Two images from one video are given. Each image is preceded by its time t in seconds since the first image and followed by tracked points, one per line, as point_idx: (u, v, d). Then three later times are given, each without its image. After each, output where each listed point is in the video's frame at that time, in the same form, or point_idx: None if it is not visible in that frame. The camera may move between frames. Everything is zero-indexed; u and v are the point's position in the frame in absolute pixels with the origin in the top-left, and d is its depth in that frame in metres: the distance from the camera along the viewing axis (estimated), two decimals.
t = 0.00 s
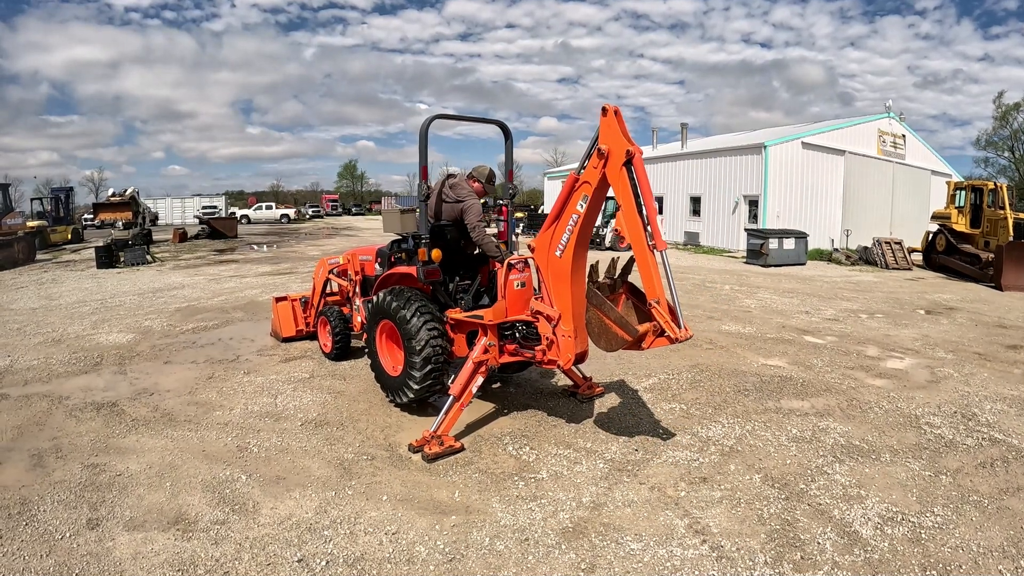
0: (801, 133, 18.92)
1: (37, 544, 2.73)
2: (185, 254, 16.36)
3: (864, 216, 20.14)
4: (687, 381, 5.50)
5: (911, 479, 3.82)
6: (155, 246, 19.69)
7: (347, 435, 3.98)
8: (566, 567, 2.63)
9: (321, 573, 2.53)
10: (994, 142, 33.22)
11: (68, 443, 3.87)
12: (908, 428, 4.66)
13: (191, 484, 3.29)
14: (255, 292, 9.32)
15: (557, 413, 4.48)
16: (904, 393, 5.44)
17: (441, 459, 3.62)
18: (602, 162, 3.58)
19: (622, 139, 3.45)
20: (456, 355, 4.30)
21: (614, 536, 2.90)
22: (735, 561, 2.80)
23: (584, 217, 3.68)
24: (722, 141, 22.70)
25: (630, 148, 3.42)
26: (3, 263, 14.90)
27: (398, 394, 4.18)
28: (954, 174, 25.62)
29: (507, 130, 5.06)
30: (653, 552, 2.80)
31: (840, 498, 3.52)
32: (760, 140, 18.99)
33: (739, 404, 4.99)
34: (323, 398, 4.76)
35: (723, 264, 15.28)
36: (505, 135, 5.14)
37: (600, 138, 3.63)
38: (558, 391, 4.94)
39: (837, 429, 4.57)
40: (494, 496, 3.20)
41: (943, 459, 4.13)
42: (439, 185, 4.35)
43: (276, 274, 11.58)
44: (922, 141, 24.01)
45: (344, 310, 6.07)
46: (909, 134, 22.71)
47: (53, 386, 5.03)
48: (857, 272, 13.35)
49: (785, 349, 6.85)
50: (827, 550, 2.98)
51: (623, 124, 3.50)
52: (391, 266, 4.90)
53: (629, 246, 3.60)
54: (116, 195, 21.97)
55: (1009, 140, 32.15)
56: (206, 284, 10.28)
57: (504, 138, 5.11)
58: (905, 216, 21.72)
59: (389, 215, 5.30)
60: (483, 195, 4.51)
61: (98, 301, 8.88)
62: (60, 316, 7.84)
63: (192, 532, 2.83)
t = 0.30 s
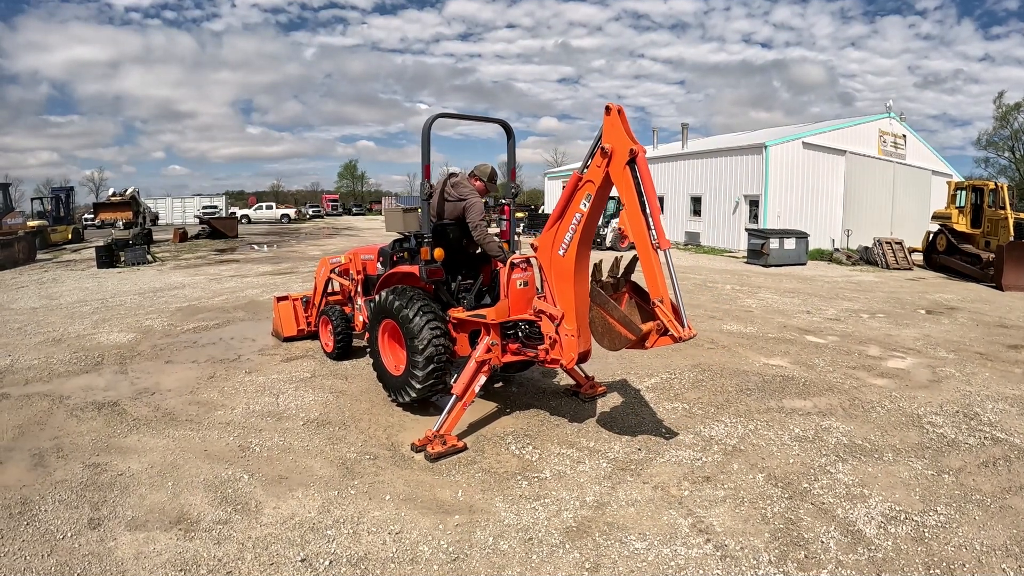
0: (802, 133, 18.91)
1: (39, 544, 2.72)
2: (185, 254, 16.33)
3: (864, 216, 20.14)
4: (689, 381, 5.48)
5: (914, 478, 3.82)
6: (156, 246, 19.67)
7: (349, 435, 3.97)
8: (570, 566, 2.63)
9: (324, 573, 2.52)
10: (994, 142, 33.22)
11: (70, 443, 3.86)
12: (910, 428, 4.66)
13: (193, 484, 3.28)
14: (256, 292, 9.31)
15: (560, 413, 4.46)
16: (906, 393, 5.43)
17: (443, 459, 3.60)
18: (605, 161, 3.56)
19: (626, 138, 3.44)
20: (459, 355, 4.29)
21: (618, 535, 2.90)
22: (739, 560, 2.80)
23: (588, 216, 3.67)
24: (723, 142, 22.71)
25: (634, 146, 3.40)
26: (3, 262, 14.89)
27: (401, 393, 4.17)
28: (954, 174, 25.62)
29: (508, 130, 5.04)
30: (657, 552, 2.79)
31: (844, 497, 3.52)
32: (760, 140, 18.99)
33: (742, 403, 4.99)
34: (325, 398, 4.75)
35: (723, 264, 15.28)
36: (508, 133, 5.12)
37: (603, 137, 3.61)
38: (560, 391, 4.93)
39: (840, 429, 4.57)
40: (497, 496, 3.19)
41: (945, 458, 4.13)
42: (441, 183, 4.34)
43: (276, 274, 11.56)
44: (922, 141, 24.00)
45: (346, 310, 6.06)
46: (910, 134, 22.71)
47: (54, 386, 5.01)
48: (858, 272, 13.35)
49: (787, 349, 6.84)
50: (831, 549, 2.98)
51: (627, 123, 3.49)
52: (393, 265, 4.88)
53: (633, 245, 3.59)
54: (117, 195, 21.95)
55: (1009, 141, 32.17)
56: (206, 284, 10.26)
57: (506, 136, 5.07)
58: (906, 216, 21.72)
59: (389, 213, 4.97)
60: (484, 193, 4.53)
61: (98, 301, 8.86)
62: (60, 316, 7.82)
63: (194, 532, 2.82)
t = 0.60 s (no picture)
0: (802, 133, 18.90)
1: (40, 544, 2.73)
2: (186, 254, 16.35)
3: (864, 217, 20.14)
4: (689, 381, 5.49)
5: (915, 478, 3.83)
6: (157, 246, 19.67)
7: (350, 435, 3.97)
8: (572, 566, 2.62)
9: (326, 573, 2.52)
10: (994, 142, 33.22)
11: (71, 443, 3.86)
12: (911, 428, 4.66)
13: (194, 483, 3.28)
14: (256, 292, 9.31)
15: (561, 413, 4.47)
16: (907, 393, 5.43)
17: (445, 459, 3.61)
18: (606, 161, 3.56)
19: (627, 139, 3.44)
20: (460, 355, 4.29)
21: (619, 535, 2.89)
22: (741, 560, 2.80)
23: (589, 217, 3.68)
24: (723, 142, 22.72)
25: (635, 147, 3.41)
26: (4, 262, 14.90)
27: (402, 393, 4.17)
28: (955, 174, 25.61)
29: (509, 130, 5.03)
30: (659, 552, 2.79)
31: (845, 497, 3.52)
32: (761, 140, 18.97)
33: (742, 403, 5.00)
34: (325, 398, 4.76)
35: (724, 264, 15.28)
36: (510, 134, 5.10)
37: (605, 138, 3.61)
38: (561, 391, 4.94)
39: (841, 429, 4.58)
40: (499, 496, 3.19)
41: (946, 458, 4.13)
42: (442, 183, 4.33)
43: (277, 274, 11.56)
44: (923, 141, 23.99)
45: (347, 310, 6.07)
46: (910, 134, 22.70)
47: (55, 386, 5.02)
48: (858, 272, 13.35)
49: (787, 349, 6.85)
50: (832, 548, 2.99)
51: (628, 124, 3.49)
52: (395, 266, 4.88)
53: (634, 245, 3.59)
54: (117, 195, 21.96)
55: (1009, 141, 32.18)
56: (207, 284, 10.27)
57: (509, 137, 5.06)
58: (906, 216, 21.71)
59: (394, 214, 5.04)
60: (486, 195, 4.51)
61: (99, 301, 8.87)
62: (61, 315, 7.83)
63: (195, 532, 2.82)
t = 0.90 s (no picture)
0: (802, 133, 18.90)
1: (41, 545, 2.73)
2: (186, 254, 16.36)
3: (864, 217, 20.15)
4: (689, 381, 5.49)
5: (915, 479, 3.85)
6: (157, 246, 19.68)
7: (350, 435, 3.98)
8: (572, 566, 2.63)
9: (326, 573, 2.52)
10: (995, 142, 33.22)
11: (71, 443, 3.87)
12: (911, 427, 4.67)
13: (194, 484, 3.29)
14: (256, 292, 9.32)
15: (561, 413, 4.48)
16: (907, 393, 5.43)
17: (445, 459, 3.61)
18: (608, 166, 3.55)
19: (630, 144, 3.44)
20: (461, 356, 4.29)
21: (620, 535, 2.90)
22: (741, 560, 2.80)
23: (591, 220, 3.66)
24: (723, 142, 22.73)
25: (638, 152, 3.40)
26: (4, 262, 14.90)
27: (403, 394, 4.17)
28: (955, 173, 25.61)
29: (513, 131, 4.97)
30: (659, 552, 2.79)
31: (845, 497, 3.53)
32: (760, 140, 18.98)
33: (742, 403, 5.00)
34: (325, 398, 4.77)
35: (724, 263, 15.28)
36: (511, 135, 5.10)
37: (606, 142, 3.61)
38: (562, 391, 4.94)
39: (841, 429, 4.59)
40: (499, 496, 3.19)
41: (946, 458, 4.15)
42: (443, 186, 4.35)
43: (277, 274, 11.56)
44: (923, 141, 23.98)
45: (347, 310, 6.08)
46: (910, 134, 22.70)
47: (55, 386, 5.02)
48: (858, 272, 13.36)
49: (787, 349, 6.86)
50: (832, 548, 3.00)
51: (630, 128, 3.48)
52: (396, 267, 4.88)
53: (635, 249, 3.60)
54: (118, 195, 21.97)
55: (1009, 140, 32.18)
56: (207, 284, 10.27)
57: (510, 138, 5.06)
58: (907, 216, 21.72)
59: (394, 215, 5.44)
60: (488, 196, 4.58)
61: (100, 301, 8.87)
62: (61, 316, 7.84)
63: (195, 533, 2.82)
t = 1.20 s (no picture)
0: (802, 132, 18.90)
1: (38, 545, 2.73)
2: (186, 254, 16.36)
3: (864, 216, 20.15)
4: (688, 380, 5.49)
5: (914, 478, 3.87)
6: (156, 246, 19.68)
7: (349, 435, 3.98)
8: (570, 566, 2.63)
9: (324, 573, 2.52)
10: (994, 141, 33.23)
11: (69, 443, 3.86)
12: (910, 427, 4.68)
13: (192, 484, 3.28)
14: (255, 291, 9.32)
15: (561, 412, 4.49)
16: (906, 393, 5.44)
17: (445, 459, 3.62)
18: (625, 183, 3.51)
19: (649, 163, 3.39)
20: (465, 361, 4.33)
21: (618, 535, 2.90)
22: (739, 561, 2.81)
23: (604, 236, 3.64)
24: (722, 141, 22.72)
25: (656, 172, 3.36)
26: (2, 262, 14.89)
27: (406, 397, 4.21)
28: (954, 172, 25.61)
29: (522, 139, 4.84)
30: (657, 552, 2.79)
31: (843, 497, 3.56)
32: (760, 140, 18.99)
33: (740, 403, 5.01)
34: (324, 398, 4.78)
35: (723, 263, 15.28)
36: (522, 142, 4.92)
37: (625, 159, 3.56)
38: (562, 390, 4.96)
39: (840, 428, 4.60)
40: (496, 496, 3.17)
41: (945, 458, 4.17)
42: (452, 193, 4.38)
43: (275, 274, 11.55)
44: (923, 140, 23.96)
45: (346, 308, 6.08)
46: (910, 133, 22.70)
47: (54, 386, 5.02)
48: (857, 272, 13.37)
49: (786, 349, 6.86)
50: (830, 548, 3.02)
51: (649, 147, 3.42)
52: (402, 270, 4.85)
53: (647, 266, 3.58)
54: (117, 195, 21.96)
55: (1009, 140, 32.18)
56: (206, 283, 10.27)
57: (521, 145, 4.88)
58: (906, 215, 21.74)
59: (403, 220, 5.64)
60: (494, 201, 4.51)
61: (99, 301, 8.87)
62: (60, 315, 7.84)
63: (193, 533, 2.82)
